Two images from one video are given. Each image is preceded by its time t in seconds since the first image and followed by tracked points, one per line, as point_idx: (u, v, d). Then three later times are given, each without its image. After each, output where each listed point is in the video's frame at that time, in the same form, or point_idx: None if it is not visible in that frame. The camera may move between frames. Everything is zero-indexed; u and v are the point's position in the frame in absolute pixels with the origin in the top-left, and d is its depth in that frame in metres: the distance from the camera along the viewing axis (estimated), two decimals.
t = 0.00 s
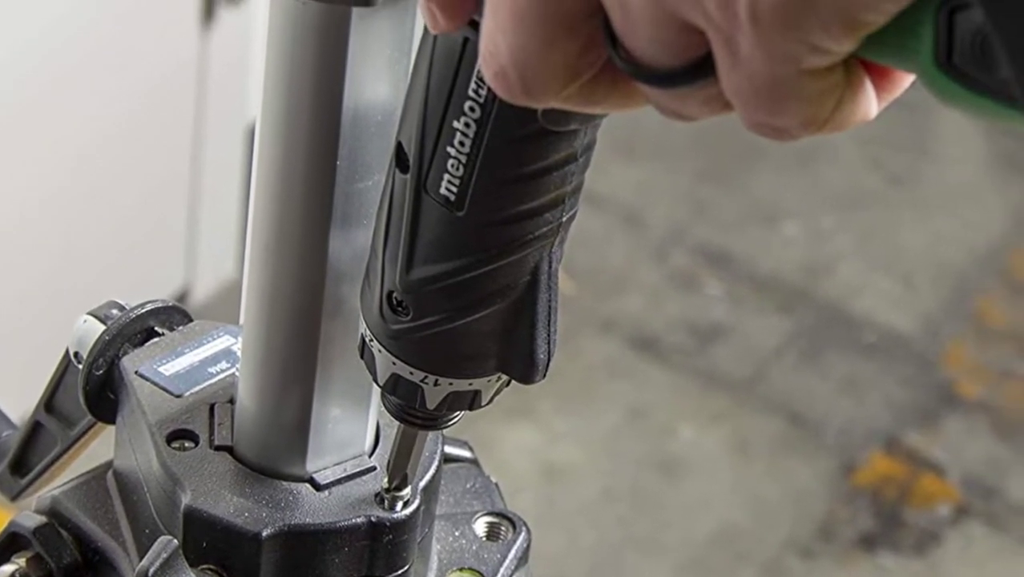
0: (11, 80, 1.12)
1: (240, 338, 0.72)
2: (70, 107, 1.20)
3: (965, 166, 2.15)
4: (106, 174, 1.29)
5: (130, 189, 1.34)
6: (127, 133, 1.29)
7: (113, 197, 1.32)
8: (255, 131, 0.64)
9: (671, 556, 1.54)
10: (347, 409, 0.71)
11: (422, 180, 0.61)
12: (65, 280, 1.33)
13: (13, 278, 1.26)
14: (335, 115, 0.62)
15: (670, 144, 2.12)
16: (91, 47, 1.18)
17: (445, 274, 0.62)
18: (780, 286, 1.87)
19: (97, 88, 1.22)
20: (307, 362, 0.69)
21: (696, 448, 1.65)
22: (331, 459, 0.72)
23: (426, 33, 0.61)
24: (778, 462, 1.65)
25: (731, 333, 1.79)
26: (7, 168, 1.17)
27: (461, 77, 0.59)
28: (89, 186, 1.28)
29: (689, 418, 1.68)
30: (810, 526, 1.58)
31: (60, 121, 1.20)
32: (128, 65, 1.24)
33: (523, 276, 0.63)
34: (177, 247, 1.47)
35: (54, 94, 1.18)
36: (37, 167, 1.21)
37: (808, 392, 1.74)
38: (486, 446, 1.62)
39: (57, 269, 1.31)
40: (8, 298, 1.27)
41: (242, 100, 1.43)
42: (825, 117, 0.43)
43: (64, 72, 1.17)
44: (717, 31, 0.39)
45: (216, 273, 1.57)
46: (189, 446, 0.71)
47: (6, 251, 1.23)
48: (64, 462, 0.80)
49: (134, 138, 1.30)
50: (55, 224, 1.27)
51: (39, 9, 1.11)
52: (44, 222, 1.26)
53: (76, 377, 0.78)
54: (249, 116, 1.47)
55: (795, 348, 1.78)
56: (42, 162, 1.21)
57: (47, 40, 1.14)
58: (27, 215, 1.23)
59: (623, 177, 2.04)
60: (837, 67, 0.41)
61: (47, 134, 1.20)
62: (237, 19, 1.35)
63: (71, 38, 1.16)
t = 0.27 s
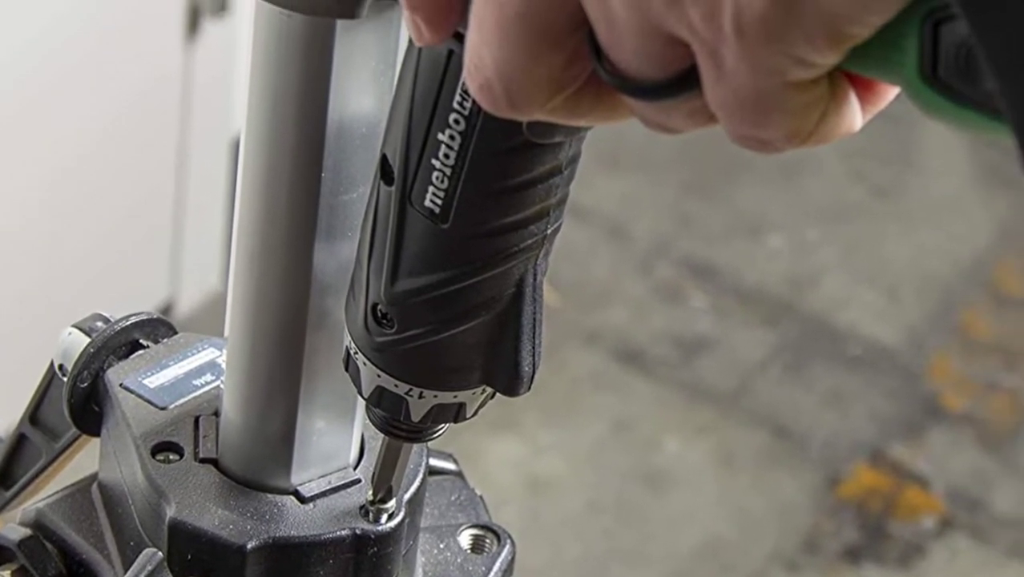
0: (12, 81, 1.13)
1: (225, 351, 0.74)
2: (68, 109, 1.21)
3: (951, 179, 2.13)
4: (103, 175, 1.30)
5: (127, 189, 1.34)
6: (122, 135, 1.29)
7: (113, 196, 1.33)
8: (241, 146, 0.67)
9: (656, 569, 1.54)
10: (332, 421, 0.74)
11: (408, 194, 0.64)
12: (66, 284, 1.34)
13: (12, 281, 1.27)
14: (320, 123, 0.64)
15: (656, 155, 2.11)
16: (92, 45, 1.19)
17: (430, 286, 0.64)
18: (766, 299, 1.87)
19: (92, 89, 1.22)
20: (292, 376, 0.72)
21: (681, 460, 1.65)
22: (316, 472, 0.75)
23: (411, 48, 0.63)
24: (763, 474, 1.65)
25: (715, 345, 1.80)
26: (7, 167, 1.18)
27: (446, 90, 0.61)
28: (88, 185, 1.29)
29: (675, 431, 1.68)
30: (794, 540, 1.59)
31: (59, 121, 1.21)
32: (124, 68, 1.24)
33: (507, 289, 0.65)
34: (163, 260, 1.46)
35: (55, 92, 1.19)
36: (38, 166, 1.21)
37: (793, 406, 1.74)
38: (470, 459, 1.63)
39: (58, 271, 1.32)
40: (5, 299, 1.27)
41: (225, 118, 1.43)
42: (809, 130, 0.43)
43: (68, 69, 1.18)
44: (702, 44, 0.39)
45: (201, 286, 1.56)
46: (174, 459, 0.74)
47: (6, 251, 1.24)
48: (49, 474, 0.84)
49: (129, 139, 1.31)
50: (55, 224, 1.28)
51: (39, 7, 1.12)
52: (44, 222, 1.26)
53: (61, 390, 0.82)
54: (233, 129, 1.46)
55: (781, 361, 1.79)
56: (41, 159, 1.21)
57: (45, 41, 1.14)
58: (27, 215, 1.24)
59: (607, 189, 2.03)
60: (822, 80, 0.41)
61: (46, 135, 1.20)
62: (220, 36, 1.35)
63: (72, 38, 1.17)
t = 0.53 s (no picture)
0: (7, 82, 1.14)
1: (210, 365, 0.77)
2: (62, 111, 1.21)
3: (936, 191, 2.14)
4: (96, 176, 1.30)
5: (119, 191, 1.34)
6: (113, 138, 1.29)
7: (108, 196, 1.33)
8: (226, 159, 0.70)
9: None
10: (317, 434, 0.77)
11: (392, 206, 0.66)
12: (64, 287, 1.35)
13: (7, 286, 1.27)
14: (305, 133, 0.67)
15: (641, 167, 2.11)
16: (86, 45, 1.19)
17: (414, 298, 0.66)
18: (751, 311, 1.87)
19: (82, 88, 1.22)
20: (276, 388, 0.74)
21: (666, 473, 1.65)
22: (301, 484, 0.77)
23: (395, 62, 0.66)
24: (748, 486, 1.65)
25: (701, 358, 1.80)
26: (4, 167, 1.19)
27: (431, 102, 0.63)
28: (82, 184, 1.29)
29: (660, 444, 1.69)
30: (779, 553, 1.59)
31: (54, 121, 1.21)
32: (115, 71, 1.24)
33: (491, 302, 0.67)
34: (148, 272, 1.46)
35: (51, 91, 1.19)
36: (36, 166, 1.22)
37: (777, 418, 1.74)
38: (455, 471, 1.63)
39: (53, 277, 1.32)
40: None
41: (210, 130, 1.43)
42: (794, 141, 0.43)
43: (63, 68, 1.19)
44: (687, 56, 0.39)
45: (186, 298, 1.56)
46: (159, 471, 0.76)
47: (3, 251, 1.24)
48: (34, 486, 0.87)
49: (121, 139, 1.31)
50: (52, 225, 1.28)
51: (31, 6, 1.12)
52: (42, 222, 1.27)
53: (46, 402, 0.85)
54: (219, 142, 1.46)
55: (766, 373, 1.79)
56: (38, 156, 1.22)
57: (38, 43, 1.14)
58: (25, 216, 1.24)
59: (592, 202, 2.02)
60: (806, 91, 0.41)
61: (42, 136, 1.21)
62: (204, 46, 1.35)
63: (60, 41, 1.17)
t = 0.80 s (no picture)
0: (8, 83, 1.14)
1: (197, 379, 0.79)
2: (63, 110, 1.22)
3: (921, 203, 2.14)
4: (95, 175, 1.31)
5: (118, 191, 1.35)
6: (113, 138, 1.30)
7: (108, 196, 1.34)
8: (213, 170, 0.71)
9: None
10: (302, 447, 0.79)
11: (379, 218, 0.67)
12: (64, 286, 1.35)
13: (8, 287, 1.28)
14: (290, 146, 0.68)
15: (627, 178, 2.11)
16: (79, 49, 1.19)
17: (399, 310, 0.67)
18: (736, 323, 1.88)
19: (81, 87, 1.22)
20: (262, 400, 0.76)
21: (651, 485, 1.65)
22: (286, 496, 0.79)
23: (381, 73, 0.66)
24: (733, 497, 1.66)
25: (686, 370, 1.81)
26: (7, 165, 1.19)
27: (416, 114, 0.64)
28: (82, 184, 1.30)
29: (646, 455, 1.69)
30: (765, 563, 1.59)
31: (55, 120, 1.22)
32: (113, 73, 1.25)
33: (477, 314, 0.68)
34: (133, 283, 1.46)
35: (51, 91, 1.19)
36: (38, 165, 1.23)
37: (763, 430, 1.74)
38: (440, 483, 1.62)
39: (50, 279, 1.33)
40: None
41: (195, 142, 1.43)
42: (779, 154, 0.44)
43: (63, 67, 1.19)
44: (673, 68, 0.39)
45: (171, 310, 1.55)
46: (145, 483, 0.78)
47: (5, 250, 1.25)
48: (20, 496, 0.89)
49: (121, 140, 1.32)
50: (52, 225, 1.29)
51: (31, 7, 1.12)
52: (42, 221, 1.27)
53: (31, 414, 0.88)
54: (204, 154, 1.47)
55: (752, 385, 1.79)
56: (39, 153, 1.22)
57: (38, 43, 1.15)
58: (27, 216, 1.25)
59: (577, 213, 2.03)
60: (791, 104, 0.41)
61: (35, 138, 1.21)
62: (189, 58, 1.35)
63: (61, 39, 1.17)
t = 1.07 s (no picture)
0: (7, 83, 1.14)
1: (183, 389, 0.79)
2: (63, 110, 1.22)
3: (907, 215, 2.15)
4: (95, 175, 1.31)
5: (118, 190, 1.36)
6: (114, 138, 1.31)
7: (103, 200, 1.35)
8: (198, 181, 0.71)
9: None
10: (288, 458, 0.80)
11: (364, 229, 0.67)
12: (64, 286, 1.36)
13: (8, 286, 1.28)
14: (276, 158, 0.68)
15: (613, 189, 2.11)
16: (72, 53, 1.20)
17: (384, 322, 0.67)
18: (723, 335, 1.88)
19: (78, 89, 1.23)
20: (248, 412, 0.77)
21: (637, 496, 1.65)
22: (273, 507, 0.80)
23: (367, 84, 0.66)
24: (719, 509, 1.66)
25: (672, 381, 1.81)
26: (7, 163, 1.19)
27: (402, 125, 0.64)
28: (78, 187, 1.30)
29: (632, 466, 1.69)
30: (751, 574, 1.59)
31: (53, 121, 1.22)
32: (111, 75, 1.26)
33: (463, 325, 0.69)
34: (118, 294, 1.45)
35: (50, 91, 1.20)
36: (38, 164, 1.23)
37: (749, 442, 1.74)
38: (426, 494, 1.62)
39: (49, 280, 1.34)
40: None
41: (181, 152, 1.43)
42: (766, 165, 0.44)
43: (62, 66, 1.19)
44: (659, 79, 0.40)
45: (156, 321, 1.55)
46: (130, 494, 0.79)
47: (5, 248, 1.25)
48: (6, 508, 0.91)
49: (121, 139, 1.33)
50: (52, 225, 1.30)
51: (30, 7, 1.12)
52: (34, 227, 1.27)
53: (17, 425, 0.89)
54: (190, 165, 1.46)
55: (738, 396, 1.80)
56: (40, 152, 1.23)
57: (38, 42, 1.15)
58: (27, 215, 1.25)
59: (563, 225, 2.03)
60: (777, 115, 0.42)
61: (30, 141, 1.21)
62: (175, 69, 1.35)
63: (60, 38, 1.17)
